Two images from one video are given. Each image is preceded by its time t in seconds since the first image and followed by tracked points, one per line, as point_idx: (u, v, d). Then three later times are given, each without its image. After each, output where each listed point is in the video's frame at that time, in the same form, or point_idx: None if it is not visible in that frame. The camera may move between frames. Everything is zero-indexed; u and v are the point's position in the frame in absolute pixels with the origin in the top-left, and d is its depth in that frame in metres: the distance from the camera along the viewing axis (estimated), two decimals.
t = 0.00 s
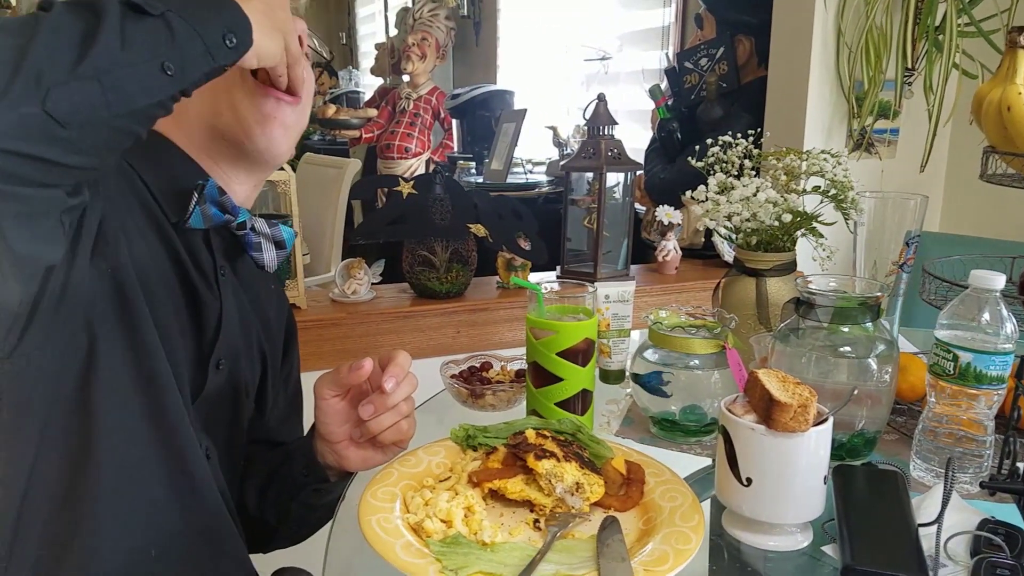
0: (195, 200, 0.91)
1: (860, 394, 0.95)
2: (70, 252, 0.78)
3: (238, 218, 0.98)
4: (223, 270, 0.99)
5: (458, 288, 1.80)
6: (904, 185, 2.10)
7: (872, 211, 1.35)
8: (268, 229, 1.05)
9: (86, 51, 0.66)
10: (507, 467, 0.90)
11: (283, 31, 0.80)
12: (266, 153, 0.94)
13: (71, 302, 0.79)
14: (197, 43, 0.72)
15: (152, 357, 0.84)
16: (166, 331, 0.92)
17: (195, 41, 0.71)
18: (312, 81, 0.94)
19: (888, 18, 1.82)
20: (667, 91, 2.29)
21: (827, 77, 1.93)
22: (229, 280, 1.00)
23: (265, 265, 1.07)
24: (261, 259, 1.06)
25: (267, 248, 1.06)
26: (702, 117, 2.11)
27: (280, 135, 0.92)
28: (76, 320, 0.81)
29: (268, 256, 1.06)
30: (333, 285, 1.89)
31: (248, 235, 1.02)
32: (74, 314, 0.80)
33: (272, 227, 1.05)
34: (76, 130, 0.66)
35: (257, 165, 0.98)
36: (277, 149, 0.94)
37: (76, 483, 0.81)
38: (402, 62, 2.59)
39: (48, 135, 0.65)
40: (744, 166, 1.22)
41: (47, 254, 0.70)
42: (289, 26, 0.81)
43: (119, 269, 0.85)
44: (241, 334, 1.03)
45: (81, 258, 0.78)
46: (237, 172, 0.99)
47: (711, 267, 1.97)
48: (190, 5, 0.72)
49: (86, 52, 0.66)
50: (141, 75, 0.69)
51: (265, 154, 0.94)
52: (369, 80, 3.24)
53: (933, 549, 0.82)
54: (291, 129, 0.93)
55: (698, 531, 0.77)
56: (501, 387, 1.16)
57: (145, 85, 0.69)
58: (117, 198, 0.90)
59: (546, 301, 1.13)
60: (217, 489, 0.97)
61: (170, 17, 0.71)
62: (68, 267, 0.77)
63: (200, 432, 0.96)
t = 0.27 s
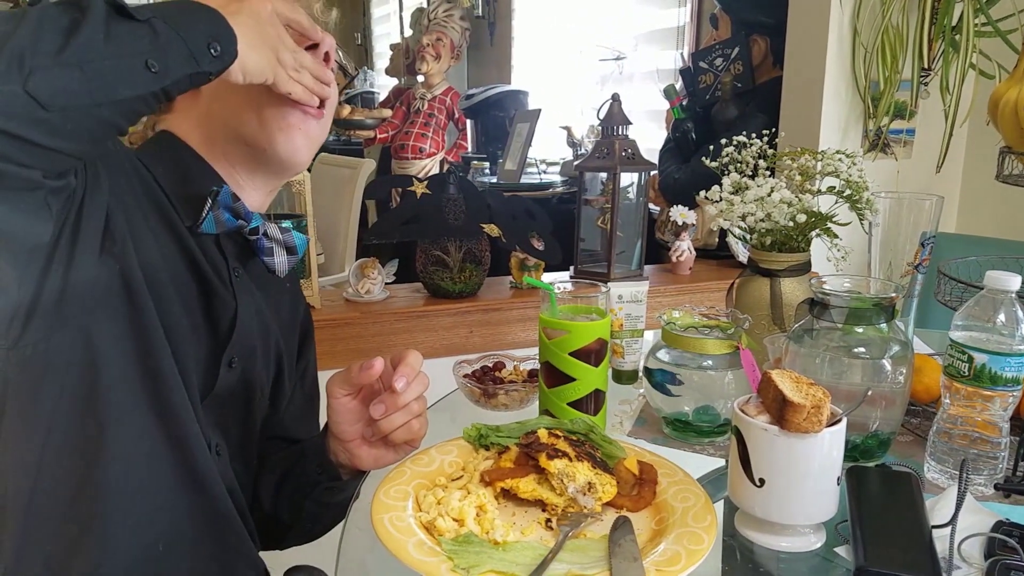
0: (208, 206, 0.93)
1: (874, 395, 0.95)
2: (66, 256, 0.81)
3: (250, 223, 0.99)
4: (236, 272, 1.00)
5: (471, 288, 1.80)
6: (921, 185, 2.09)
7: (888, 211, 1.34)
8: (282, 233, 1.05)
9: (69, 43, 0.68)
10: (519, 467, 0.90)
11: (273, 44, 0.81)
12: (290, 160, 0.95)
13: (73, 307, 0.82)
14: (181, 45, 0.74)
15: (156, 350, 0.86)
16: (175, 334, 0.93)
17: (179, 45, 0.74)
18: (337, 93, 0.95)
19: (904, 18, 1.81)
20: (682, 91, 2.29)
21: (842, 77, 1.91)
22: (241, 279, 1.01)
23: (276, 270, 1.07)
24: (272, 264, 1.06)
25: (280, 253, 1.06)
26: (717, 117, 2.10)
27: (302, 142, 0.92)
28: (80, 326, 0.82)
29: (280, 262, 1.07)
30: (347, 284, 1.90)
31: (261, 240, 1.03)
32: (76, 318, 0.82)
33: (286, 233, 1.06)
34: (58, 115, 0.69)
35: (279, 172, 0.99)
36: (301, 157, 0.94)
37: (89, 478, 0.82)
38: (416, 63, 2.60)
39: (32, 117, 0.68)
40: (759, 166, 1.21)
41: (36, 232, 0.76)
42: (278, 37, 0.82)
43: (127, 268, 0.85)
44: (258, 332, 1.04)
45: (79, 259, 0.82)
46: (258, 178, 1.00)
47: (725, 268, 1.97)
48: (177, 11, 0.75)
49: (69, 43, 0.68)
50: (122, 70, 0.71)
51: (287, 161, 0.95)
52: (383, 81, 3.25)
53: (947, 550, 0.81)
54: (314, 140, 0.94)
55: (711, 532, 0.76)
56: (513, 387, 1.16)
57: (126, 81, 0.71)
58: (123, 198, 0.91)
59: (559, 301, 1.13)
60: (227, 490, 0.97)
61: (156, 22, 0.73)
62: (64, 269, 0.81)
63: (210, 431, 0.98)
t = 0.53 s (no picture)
0: (218, 207, 0.95)
1: (890, 395, 0.94)
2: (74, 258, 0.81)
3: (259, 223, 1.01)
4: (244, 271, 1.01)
5: (483, 287, 1.80)
6: (936, 185, 2.07)
7: (903, 211, 1.32)
8: (291, 234, 1.07)
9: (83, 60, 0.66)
10: (533, 466, 0.89)
11: (285, 56, 0.79)
12: (310, 156, 0.95)
13: (82, 306, 0.81)
14: (192, 61, 0.71)
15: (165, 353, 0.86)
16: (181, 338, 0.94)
17: (190, 61, 0.71)
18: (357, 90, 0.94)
19: (918, 17, 1.80)
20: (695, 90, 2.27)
21: (856, 76, 1.90)
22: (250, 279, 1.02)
23: (283, 269, 1.09)
24: (279, 263, 1.08)
25: (289, 253, 1.08)
26: (729, 117, 2.09)
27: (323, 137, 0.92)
28: (89, 326, 0.82)
29: (288, 261, 1.08)
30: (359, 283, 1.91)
31: (269, 240, 1.05)
32: (84, 319, 0.82)
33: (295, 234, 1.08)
34: (69, 132, 0.67)
35: (298, 169, 0.99)
36: (321, 152, 0.94)
37: (100, 479, 0.82)
38: (427, 63, 2.60)
39: (43, 130, 0.65)
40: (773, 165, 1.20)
41: (42, 239, 0.75)
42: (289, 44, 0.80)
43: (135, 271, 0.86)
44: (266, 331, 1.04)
45: (89, 259, 0.82)
46: (273, 178, 1.00)
47: (738, 268, 1.95)
48: (189, 26, 0.72)
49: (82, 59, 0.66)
50: (132, 87, 0.68)
51: (308, 158, 0.95)
52: (394, 80, 3.26)
53: (963, 551, 0.80)
54: (335, 138, 0.94)
55: (726, 532, 0.76)
56: (526, 386, 1.16)
57: (137, 98, 0.69)
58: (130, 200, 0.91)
59: (572, 301, 1.13)
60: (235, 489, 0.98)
61: (167, 38, 0.70)
62: (73, 270, 0.80)
63: (218, 433, 0.99)
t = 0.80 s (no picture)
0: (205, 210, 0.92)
1: (896, 395, 0.94)
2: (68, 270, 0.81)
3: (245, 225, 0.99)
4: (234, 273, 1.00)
5: (488, 287, 1.80)
6: (943, 184, 2.06)
7: (910, 210, 1.32)
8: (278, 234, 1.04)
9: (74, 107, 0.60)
10: (537, 466, 0.89)
11: (305, 65, 0.71)
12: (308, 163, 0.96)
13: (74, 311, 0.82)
14: (195, 95, 0.65)
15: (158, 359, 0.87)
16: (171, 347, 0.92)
17: (193, 93, 0.65)
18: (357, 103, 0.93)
19: (925, 16, 1.79)
20: (701, 90, 2.27)
21: (863, 75, 1.89)
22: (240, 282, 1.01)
23: (272, 271, 1.05)
24: (268, 266, 1.04)
25: (277, 255, 1.04)
26: (735, 116, 2.09)
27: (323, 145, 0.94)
28: (80, 331, 0.83)
29: (277, 263, 1.05)
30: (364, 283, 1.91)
31: (257, 242, 1.02)
32: (77, 323, 0.82)
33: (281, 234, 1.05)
34: (65, 184, 0.61)
35: (292, 174, 1.00)
36: (319, 159, 0.96)
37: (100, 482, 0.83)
38: (434, 63, 2.60)
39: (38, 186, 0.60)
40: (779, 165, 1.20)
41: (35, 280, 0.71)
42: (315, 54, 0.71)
43: (122, 279, 0.86)
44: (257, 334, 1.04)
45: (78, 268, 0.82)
46: (265, 182, 1.01)
47: (745, 268, 1.95)
48: (192, 50, 0.66)
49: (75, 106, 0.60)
50: (126, 131, 0.62)
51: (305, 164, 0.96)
52: (401, 80, 3.26)
53: (969, 552, 0.80)
54: (334, 145, 0.95)
55: (731, 534, 0.76)
56: (531, 386, 1.16)
57: (137, 145, 0.63)
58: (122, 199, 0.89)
59: (578, 300, 1.13)
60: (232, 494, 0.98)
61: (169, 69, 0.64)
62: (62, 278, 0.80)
63: (218, 435, 0.99)
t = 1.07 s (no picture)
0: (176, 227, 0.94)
1: (898, 396, 0.93)
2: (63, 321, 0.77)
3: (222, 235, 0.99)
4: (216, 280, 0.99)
5: (491, 286, 1.80)
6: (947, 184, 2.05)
7: (913, 210, 1.31)
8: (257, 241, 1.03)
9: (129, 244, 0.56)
10: (538, 466, 0.89)
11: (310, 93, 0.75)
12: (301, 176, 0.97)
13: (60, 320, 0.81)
14: (242, 196, 0.63)
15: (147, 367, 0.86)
16: (170, 384, 0.89)
17: (238, 193, 0.62)
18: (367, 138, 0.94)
19: (929, 15, 1.79)
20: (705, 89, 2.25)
21: (867, 75, 1.89)
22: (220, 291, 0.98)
23: (250, 278, 1.05)
24: (247, 273, 1.05)
25: (255, 262, 1.04)
26: (739, 116, 2.08)
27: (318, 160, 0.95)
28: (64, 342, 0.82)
29: (255, 270, 1.05)
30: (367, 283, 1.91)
31: (234, 251, 1.02)
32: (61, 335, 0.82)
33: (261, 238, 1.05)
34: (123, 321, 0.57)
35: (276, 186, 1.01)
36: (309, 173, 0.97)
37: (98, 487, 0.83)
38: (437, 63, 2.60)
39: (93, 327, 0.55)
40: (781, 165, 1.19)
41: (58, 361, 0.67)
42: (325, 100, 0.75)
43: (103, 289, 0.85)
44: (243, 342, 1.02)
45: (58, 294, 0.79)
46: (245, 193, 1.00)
47: (748, 268, 1.95)
48: (229, 145, 0.63)
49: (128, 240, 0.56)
50: (182, 253, 0.59)
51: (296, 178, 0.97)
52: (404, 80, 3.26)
53: (971, 553, 0.80)
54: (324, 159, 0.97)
55: (732, 535, 0.75)
56: (532, 386, 1.16)
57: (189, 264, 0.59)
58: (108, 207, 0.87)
59: (579, 300, 1.12)
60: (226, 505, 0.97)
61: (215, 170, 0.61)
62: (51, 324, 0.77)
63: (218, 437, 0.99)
